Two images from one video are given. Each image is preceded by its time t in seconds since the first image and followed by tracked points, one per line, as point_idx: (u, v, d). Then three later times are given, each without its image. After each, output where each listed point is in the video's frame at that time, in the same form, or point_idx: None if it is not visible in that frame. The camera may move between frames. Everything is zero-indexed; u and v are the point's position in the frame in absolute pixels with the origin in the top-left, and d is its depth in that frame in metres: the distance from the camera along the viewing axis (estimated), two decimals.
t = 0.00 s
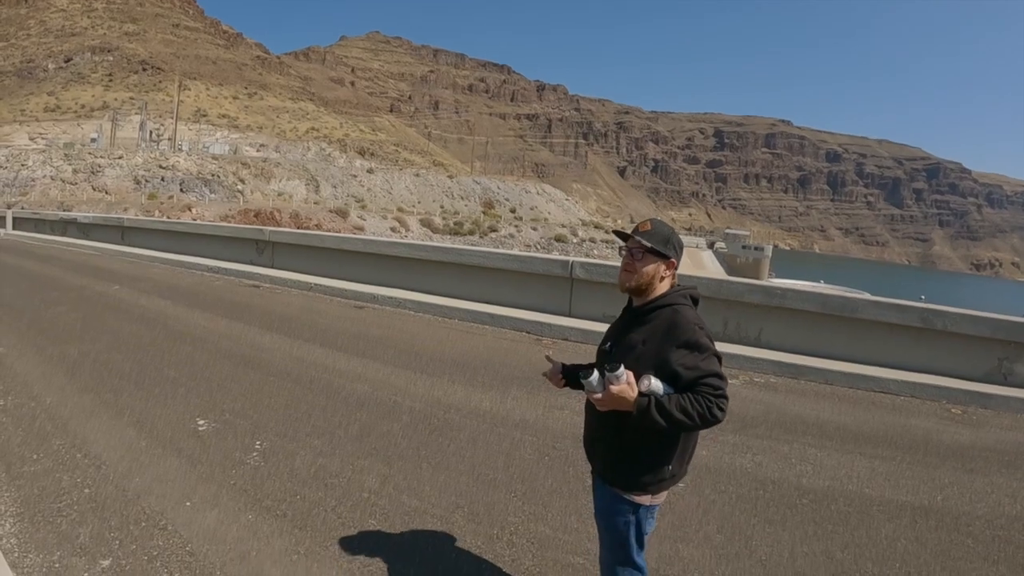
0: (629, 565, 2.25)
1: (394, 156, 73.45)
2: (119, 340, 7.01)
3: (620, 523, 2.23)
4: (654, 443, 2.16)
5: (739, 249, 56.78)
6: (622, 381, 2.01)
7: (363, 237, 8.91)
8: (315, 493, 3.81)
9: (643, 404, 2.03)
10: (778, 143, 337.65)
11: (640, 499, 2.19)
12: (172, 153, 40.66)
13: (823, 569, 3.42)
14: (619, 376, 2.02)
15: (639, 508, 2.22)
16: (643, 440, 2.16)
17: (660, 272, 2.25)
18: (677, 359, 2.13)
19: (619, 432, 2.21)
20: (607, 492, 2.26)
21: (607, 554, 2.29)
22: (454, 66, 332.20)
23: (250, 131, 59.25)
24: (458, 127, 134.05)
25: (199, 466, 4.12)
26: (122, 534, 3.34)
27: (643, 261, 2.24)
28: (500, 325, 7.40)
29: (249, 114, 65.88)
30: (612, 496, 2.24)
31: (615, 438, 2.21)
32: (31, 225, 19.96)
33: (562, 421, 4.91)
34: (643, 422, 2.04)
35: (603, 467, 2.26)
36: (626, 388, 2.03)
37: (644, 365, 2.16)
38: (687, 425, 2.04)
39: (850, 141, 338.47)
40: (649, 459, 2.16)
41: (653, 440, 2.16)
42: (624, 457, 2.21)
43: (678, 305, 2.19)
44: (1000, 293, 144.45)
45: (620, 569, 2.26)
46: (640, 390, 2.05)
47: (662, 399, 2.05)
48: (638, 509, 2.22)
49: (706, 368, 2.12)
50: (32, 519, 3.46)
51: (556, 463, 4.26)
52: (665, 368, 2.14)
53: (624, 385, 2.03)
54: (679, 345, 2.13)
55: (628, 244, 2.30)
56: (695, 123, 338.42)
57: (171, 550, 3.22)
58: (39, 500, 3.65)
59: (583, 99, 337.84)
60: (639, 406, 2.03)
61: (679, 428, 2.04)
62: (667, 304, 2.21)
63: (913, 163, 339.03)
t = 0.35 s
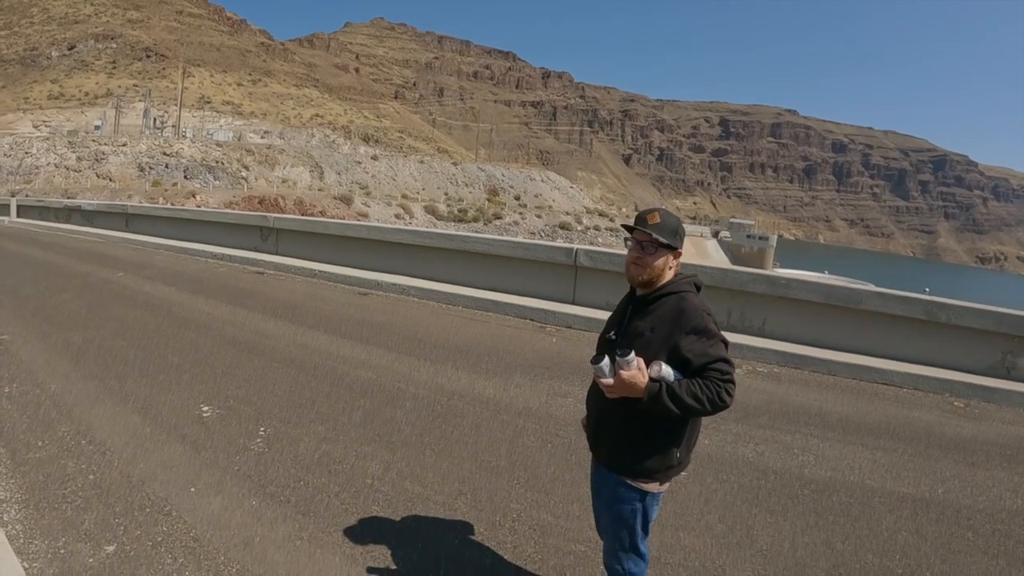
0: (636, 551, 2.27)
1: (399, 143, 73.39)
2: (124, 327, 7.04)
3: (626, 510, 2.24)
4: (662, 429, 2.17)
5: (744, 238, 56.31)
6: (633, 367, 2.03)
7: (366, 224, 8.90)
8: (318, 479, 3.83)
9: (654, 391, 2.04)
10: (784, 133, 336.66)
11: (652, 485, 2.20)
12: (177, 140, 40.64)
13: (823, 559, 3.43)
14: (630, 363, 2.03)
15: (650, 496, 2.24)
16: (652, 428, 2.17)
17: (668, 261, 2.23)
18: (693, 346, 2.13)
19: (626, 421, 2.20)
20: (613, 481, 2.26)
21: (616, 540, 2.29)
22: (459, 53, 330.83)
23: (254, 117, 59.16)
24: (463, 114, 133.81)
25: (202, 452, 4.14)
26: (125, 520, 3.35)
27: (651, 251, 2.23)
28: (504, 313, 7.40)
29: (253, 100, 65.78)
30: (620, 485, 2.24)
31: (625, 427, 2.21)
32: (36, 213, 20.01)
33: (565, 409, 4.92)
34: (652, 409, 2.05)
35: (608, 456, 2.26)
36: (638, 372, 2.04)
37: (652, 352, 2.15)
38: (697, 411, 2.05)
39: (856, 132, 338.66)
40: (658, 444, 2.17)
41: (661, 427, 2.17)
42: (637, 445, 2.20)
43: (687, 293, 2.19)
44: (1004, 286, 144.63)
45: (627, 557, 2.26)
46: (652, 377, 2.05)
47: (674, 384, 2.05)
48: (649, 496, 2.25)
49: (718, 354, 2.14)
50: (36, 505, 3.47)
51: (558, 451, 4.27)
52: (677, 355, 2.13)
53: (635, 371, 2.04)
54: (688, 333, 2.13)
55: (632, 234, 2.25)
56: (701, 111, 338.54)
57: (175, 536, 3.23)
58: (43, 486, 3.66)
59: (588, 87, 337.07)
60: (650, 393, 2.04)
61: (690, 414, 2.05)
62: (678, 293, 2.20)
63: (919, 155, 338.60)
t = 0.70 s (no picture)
0: (643, 546, 2.30)
1: (403, 131, 73.27)
2: (128, 315, 7.06)
3: (639, 508, 2.25)
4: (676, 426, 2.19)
5: (749, 228, 56.06)
6: (660, 372, 1.99)
7: (370, 212, 8.91)
8: (321, 467, 3.85)
9: (679, 393, 2.03)
10: (790, 124, 335.45)
11: (664, 482, 2.23)
12: (181, 128, 40.56)
13: (824, 551, 3.43)
14: (657, 367, 1.99)
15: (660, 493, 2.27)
16: (666, 425, 2.17)
17: (678, 257, 2.20)
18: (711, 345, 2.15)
19: (640, 420, 2.20)
20: (624, 479, 2.25)
21: (627, 539, 2.31)
22: (464, 40, 329.32)
23: (258, 105, 59.07)
24: (468, 102, 133.50)
25: (206, 441, 4.15)
26: (130, 508, 3.38)
27: (663, 247, 2.18)
28: (508, 302, 7.41)
29: (257, 88, 65.62)
30: (632, 484, 2.25)
31: (640, 425, 2.20)
32: (40, 201, 20.02)
33: (568, 398, 4.93)
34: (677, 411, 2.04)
35: (616, 453, 2.27)
36: (665, 379, 2.01)
37: (669, 352, 2.14)
38: (714, 410, 2.07)
39: (861, 123, 338.36)
40: (672, 442, 2.19)
41: (674, 424, 2.18)
42: (652, 443, 2.21)
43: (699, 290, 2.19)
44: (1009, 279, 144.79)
45: (636, 553, 2.28)
46: (675, 380, 2.04)
47: (695, 387, 2.06)
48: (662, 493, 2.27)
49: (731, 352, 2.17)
50: (41, 493, 3.49)
51: (560, 440, 4.28)
52: (695, 353, 2.13)
53: (662, 377, 2.01)
54: (703, 330, 2.14)
55: (644, 228, 2.21)
56: (707, 102, 338.08)
57: (179, 524, 3.25)
58: (48, 475, 3.67)
59: (594, 76, 335.64)
60: (677, 397, 2.03)
61: (709, 414, 2.07)
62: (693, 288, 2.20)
63: (925, 146, 337.32)
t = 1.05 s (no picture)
0: (642, 552, 2.31)
1: (407, 125, 73.22)
2: (132, 308, 7.08)
3: (640, 516, 2.25)
4: (678, 434, 2.18)
5: (753, 224, 55.88)
6: (660, 380, 1.97)
7: (374, 205, 8.92)
8: (324, 461, 3.86)
9: (681, 401, 2.01)
10: (794, 119, 334.63)
11: (666, 491, 2.23)
12: (184, 122, 40.55)
13: (825, 548, 3.44)
14: (658, 375, 1.97)
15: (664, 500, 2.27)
16: (667, 431, 2.17)
17: (681, 256, 2.18)
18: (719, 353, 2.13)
19: (644, 427, 2.19)
20: (624, 485, 2.26)
21: (628, 547, 2.30)
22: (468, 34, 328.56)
23: (262, 99, 59.05)
24: (471, 96, 133.47)
25: (209, 434, 4.18)
26: (133, 502, 3.39)
27: (663, 246, 2.18)
28: (511, 297, 7.41)
29: (260, 82, 65.66)
30: (632, 492, 2.25)
31: (643, 432, 2.19)
32: (43, 195, 20.04)
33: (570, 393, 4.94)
34: (678, 417, 2.02)
35: (617, 461, 2.26)
36: (666, 385, 1.99)
37: (675, 357, 2.12)
38: (718, 418, 2.05)
39: (866, 120, 337.70)
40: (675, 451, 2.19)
41: (675, 430, 2.17)
42: (655, 451, 2.20)
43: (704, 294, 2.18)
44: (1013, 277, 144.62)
45: (636, 558, 2.29)
46: (678, 386, 2.02)
47: (701, 395, 2.04)
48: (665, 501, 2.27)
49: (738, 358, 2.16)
50: (44, 487, 3.50)
51: (562, 435, 4.28)
52: (700, 360, 2.12)
53: (664, 384, 1.98)
54: (709, 336, 2.13)
55: (649, 229, 2.20)
56: (711, 97, 337.67)
57: (183, 518, 3.26)
58: (52, 469, 3.69)
59: (597, 70, 334.82)
60: (679, 403, 2.01)
61: (714, 421, 2.06)
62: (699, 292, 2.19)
63: (930, 143, 336.42)
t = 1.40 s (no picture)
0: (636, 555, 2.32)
1: (409, 122, 73.25)
2: (134, 305, 7.09)
3: (629, 520, 2.25)
4: (673, 439, 2.16)
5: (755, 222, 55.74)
6: (646, 382, 1.97)
7: (376, 203, 8.92)
8: (325, 458, 3.86)
9: (670, 407, 1.99)
10: (796, 118, 334.19)
11: (659, 500, 2.21)
12: (186, 118, 40.58)
13: (826, 547, 3.43)
14: (644, 378, 1.96)
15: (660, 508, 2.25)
16: (660, 437, 2.15)
17: (674, 258, 2.17)
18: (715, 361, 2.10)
19: (636, 430, 2.19)
20: (619, 489, 2.24)
21: (621, 549, 2.31)
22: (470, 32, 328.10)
23: (264, 96, 59.10)
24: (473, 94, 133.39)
25: (210, 431, 4.18)
26: (135, 499, 3.40)
27: (656, 247, 2.17)
28: (513, 294, 7.42)
29: (263, 79, 65.69)
30: (623, 496, 2.25)
31: (631, 436, 2.18)
32: (45, 191, 20.05)
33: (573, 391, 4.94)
34: (667, 425, 2.01)
35: (611, 467, 2.25)
36: (653, 390, 1.97)
37: (667, 362, 2.11)
38: (710, 426, 2.02)
39: (868, 118, 337.06)
40: (667, 458, 2.16)
41: (667, 436, 2.16)
42: (649, 457, 2.17)
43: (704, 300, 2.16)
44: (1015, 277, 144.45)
45: (627, 563, 2.29)
46: (665, 393, 2.00)
47: (689, 402, 2.01)
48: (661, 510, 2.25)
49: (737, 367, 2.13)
50: (46, 484, 3.51)
51: (564, 433, 4.28)
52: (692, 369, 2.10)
53: (650, 387, 1.97)
54: (705, 343, 2.10)
55: (646, 231, 2.17)
56: (713, 96, 337.20)
57: (184, 515, 3.26)
58: (54, 465, 3.70)
59: (599, 68, 334.63)
60: (667, 410, 1.99)
61: (706, 430, 2.03)
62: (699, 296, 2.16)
63: (933, 142, 335.47)
